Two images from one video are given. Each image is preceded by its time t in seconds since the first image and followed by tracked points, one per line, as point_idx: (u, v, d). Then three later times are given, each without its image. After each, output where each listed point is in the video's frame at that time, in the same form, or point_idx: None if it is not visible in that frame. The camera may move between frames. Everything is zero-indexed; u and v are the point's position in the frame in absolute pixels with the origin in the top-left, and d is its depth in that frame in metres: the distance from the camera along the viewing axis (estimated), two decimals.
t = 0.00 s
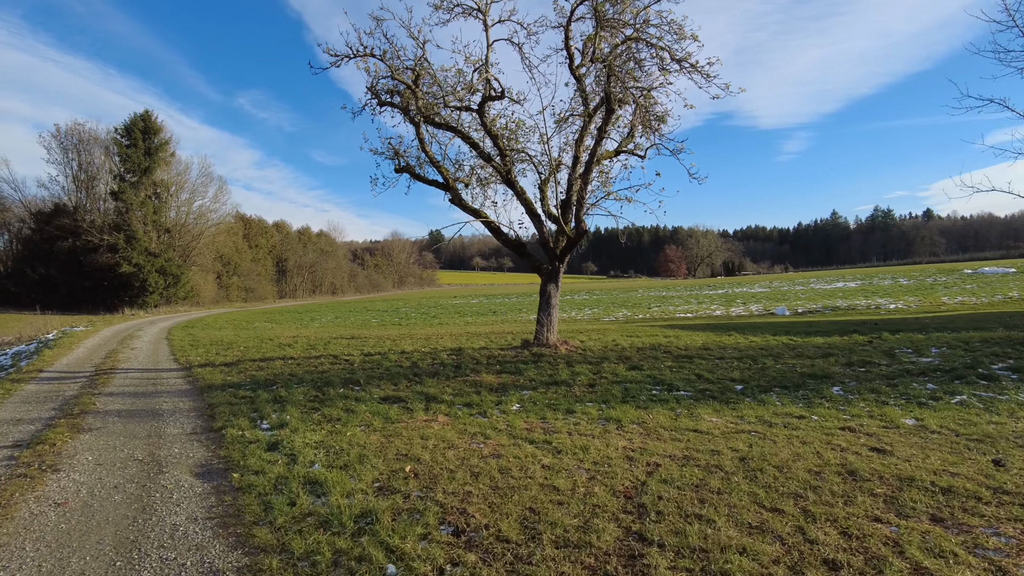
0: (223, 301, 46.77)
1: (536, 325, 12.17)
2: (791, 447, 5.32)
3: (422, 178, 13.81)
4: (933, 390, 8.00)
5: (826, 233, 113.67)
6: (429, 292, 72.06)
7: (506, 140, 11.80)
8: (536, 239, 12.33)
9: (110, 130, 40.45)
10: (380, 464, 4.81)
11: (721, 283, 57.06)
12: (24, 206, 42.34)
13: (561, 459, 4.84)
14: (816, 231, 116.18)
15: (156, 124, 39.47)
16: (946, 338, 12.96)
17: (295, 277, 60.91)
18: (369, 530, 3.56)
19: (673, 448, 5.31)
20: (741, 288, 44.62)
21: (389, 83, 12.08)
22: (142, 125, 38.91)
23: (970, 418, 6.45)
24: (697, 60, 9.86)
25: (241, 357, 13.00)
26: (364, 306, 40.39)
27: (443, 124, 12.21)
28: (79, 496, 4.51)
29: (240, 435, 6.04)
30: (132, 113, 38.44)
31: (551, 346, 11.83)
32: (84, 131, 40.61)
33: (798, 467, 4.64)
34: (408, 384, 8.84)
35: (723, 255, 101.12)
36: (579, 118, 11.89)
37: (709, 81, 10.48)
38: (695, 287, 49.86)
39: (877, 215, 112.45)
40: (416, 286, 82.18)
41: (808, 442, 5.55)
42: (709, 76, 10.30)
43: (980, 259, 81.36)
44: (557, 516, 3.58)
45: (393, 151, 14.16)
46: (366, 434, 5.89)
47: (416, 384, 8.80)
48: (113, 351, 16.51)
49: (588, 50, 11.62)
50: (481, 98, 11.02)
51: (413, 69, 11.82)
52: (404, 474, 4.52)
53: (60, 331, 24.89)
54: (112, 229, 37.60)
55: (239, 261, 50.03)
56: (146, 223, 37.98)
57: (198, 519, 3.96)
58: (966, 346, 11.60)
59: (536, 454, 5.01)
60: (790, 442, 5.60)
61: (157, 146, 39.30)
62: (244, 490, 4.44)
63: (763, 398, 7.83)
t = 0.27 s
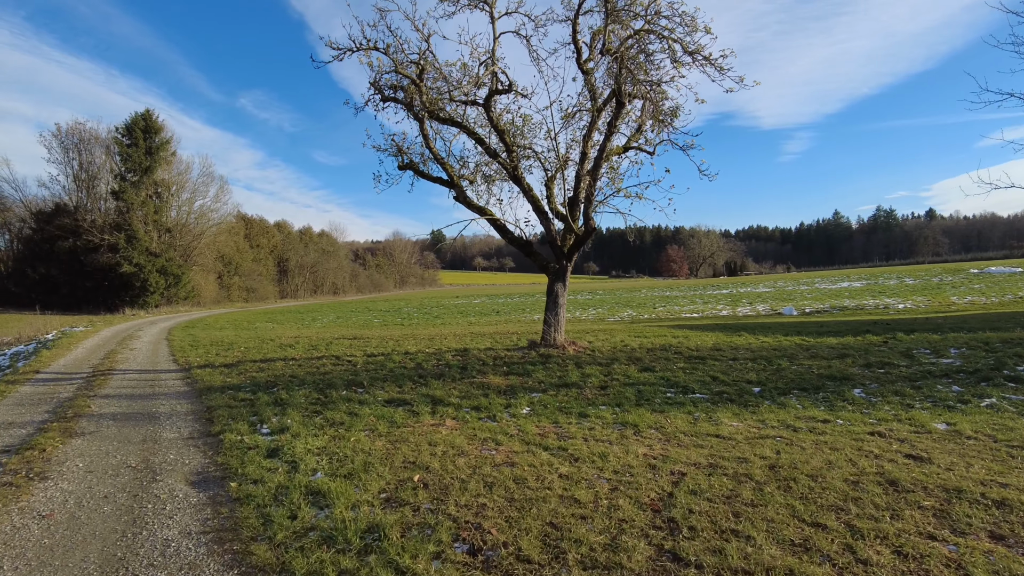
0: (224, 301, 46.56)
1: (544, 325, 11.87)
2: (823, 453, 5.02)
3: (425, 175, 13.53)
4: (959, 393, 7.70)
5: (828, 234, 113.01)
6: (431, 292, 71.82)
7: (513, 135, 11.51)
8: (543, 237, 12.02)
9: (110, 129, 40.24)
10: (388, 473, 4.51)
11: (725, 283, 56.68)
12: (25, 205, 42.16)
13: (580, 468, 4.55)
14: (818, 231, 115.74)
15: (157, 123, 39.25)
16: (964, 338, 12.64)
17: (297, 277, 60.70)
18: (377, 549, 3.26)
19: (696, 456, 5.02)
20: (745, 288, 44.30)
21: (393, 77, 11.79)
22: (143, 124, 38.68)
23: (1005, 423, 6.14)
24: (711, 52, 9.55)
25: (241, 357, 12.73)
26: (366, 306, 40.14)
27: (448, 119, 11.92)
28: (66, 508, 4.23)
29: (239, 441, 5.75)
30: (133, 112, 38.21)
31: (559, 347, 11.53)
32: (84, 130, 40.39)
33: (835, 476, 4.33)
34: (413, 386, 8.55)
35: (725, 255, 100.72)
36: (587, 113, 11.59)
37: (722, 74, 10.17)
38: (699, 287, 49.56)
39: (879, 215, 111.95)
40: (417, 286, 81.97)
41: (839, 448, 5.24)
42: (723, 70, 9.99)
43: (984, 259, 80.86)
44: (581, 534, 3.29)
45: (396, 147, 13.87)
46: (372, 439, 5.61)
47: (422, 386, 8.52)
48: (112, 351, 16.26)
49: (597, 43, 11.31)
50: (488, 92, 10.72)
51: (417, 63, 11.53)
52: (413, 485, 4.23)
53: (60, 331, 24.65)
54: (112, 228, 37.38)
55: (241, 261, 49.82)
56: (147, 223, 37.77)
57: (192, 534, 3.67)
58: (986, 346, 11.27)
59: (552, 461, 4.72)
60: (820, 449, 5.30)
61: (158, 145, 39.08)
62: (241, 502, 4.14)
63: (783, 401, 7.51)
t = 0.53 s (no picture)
0: (224, 301, 46.28)
1: (551, 326, 11.56)
2: (860, 464, 4.70)
3: (429, 172, 13.20)
4: (989, 397, 7.37)
5: (829, 233, 112.50)
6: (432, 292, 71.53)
7: (519, 130, 11.18)
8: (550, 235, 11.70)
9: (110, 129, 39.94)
10: (396, 488, 4.19)
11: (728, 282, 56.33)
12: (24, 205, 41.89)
13: (603, 482, 4.23)
14: (820, 231, 115.22)
15: (157, 122, 38.96)
16: (983, 339, 12.30)
17: (298, 277, 60.41)
18: None
19: (724, 468, 4.70)
20: (749, 288, 43.97)
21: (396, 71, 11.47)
22: (142, 123, 38.38)
23: None
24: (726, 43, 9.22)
25: (241, 359, 12.43)
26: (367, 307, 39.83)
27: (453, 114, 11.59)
28: (49, 526, 3.92)
29: (237, 451, 5.44)
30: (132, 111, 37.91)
31: (567, 348, 11.21)
32: (83, 130, 40.09)
33: (879, 491, 4.01)
34: (419, 390, 8.23)
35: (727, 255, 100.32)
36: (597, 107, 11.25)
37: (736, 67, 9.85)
38: (702, 287, 49.23)
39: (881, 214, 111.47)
40: (419, 286, 81.66)
41: (875, 458, 4.93)
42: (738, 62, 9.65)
43: (987, 259, 80.48)
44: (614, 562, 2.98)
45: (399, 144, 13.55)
46: (378, 448, 5.30)
47: (428, 390, 8.21)
48: (109, 353, 15.97)
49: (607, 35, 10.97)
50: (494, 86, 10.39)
51: (421, 56, 11.21)
52: (424, 502, 3.91)
53: (57, 332, 24.34)
54: (112, 228, 37.08)
55: (241, 261, 49.53)
56: (146, 223, 37.48)
57: (185, 558, 3.36)
58: (1008, 347, 10.94)
59: (572, 475, 4.41)
60: (855, 459, 4.98)
61: (158, 145, 38.78)
62: (238, 521, 3.83)
63: (806, 406, 7.17)
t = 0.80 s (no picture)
0: (227, 301, 46.12)
1: (562, 327, 11.28)
2: (907, 475, 4.41)
3: (437, 170, 12.95)
4: None
5: (833, 233, 111.81)
6: (435, 292, 71.34)
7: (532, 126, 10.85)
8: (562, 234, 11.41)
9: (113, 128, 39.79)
10: (416, 501, 3.92)
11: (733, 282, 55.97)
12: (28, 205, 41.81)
13: (636, 496, 3.96)
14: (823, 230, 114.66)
15: (160, 121, 38.80)
16: (1006, 340, 11.97)
17: (301, 277, 60.25)
18: None
19: (762, 480, 4.43)
20: (755, 288, 43.68)
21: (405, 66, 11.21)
22: (145, 123, 38.23)
23: None
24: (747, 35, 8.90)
25: (246, 361, 12.18)
26: (371, 307, 39.59)
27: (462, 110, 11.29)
28: (44, 543, 3.65)
29: (243, 459, 5.18)
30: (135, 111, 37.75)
31: (579, 350, 10.95)
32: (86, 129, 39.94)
33: (935, 506, 3.73)
34: (430, 394, 7.96)
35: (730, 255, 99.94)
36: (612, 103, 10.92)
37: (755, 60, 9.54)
38: (707, 287, 48.93)
39: (884, 213, 110.89)
40: (422, 286, 81.48)
41: (922, 469, 4.63)
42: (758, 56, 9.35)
43: (993, 258, 79.87)
44: None
45: (406, 141, 13.28)
46: (392, 457, 5.03)
47: (439, 394, 7.96)
48: (112, 354, 15.77)
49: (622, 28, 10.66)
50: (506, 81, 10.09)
51: (430, 51, 10.94)
52: (446, 517, 3.64)
53: (60, 332, 24.15)
54: (114, 228, 36.92)
55: (244, 261, 49.38)
56: (149, 223, 37.31)
57: None
58: None
59: (603, 488, 4.12)
60: (900, 469, 4.69)
61: (160, 144, 38.60)
62: (246, 539, 3.55)
63: (835, 411, 6.86)
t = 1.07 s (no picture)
0: (231, 301, 45.99)
1: (574, 328, 11.00)
2: (961, 489, 4.11)
3: (445, 168, 12.67)
4: None
5: (837, 234, 111.16)
6: (438, 292, 71.14)
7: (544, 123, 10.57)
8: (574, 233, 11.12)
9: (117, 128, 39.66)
10: (435, 518, 3.64)
11: (738, 283, 55.54)
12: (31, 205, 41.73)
13: (672, 513, 3.68)
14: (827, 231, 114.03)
15: (163, 121, 38.65)
16: None
17: (305, 277, 60.10)
18: None
19: (803, 494, 4.15)
20: (761, 289, 43.30)
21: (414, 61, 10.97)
22: (149, 123, 38.10)
23: None
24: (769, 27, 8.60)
25: (251, 362, 11.95)
26: (375, 307, 39.37)
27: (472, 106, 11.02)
28: (37, 562, 3.40)
29: (249, 469, 4.93)
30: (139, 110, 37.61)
31: (592, 352, 10.68)
32: (90, 129, 39.82)
33: (1000, 525, 3.43)
34: (440, 398, 7.68)
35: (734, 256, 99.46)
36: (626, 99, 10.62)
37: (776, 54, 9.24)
38: (713, 288, 48.53)
39: (889, 214, 110.24)
40: (425, 286, 81.27)
41: (973, 481, 4.34)
42: (779, 49, 9.06)
43: (1000, 259, 79.18)
44: None
45: (414, 139, 13.03)
46: (406, 466, 4.76)
47: (451, 398, 7.71)
48: (115, 355, 15.58)
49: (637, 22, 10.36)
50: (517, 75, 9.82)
51: (440, 45, 10.68)
52: (470, 537, 3.37)
53: (63, 333, 23.99)
54: (118, 228, 36.80)
55: (248, 261, 49.26)
56: (153, 223, 37.18)
57: None
58: None
59: (634, 503, 3.85)
60: (948, 480, 4.40)
61: (164, 144, 38.45)
62: (255, 559, 3.29)
63: (865, 417, 6.54)
